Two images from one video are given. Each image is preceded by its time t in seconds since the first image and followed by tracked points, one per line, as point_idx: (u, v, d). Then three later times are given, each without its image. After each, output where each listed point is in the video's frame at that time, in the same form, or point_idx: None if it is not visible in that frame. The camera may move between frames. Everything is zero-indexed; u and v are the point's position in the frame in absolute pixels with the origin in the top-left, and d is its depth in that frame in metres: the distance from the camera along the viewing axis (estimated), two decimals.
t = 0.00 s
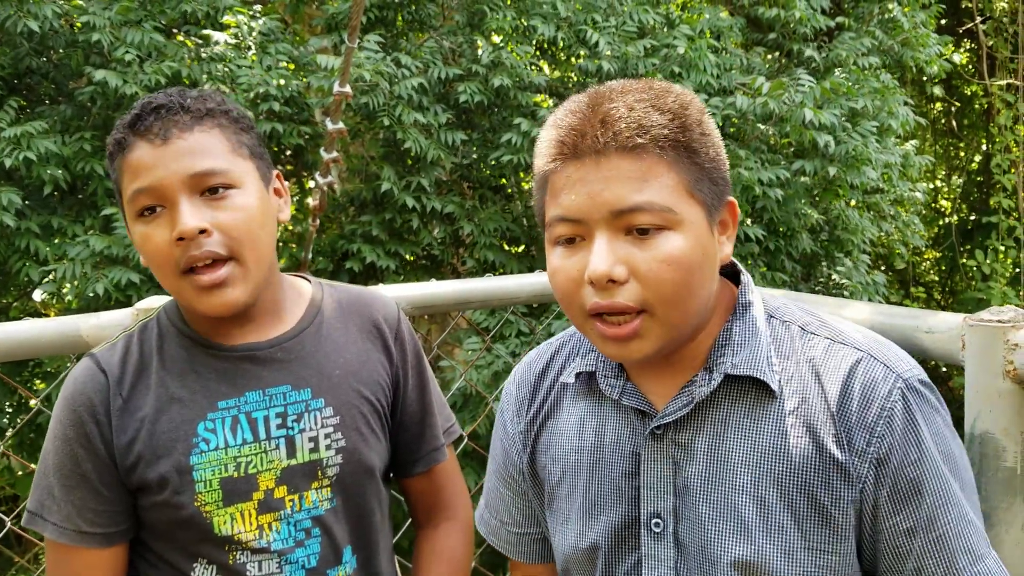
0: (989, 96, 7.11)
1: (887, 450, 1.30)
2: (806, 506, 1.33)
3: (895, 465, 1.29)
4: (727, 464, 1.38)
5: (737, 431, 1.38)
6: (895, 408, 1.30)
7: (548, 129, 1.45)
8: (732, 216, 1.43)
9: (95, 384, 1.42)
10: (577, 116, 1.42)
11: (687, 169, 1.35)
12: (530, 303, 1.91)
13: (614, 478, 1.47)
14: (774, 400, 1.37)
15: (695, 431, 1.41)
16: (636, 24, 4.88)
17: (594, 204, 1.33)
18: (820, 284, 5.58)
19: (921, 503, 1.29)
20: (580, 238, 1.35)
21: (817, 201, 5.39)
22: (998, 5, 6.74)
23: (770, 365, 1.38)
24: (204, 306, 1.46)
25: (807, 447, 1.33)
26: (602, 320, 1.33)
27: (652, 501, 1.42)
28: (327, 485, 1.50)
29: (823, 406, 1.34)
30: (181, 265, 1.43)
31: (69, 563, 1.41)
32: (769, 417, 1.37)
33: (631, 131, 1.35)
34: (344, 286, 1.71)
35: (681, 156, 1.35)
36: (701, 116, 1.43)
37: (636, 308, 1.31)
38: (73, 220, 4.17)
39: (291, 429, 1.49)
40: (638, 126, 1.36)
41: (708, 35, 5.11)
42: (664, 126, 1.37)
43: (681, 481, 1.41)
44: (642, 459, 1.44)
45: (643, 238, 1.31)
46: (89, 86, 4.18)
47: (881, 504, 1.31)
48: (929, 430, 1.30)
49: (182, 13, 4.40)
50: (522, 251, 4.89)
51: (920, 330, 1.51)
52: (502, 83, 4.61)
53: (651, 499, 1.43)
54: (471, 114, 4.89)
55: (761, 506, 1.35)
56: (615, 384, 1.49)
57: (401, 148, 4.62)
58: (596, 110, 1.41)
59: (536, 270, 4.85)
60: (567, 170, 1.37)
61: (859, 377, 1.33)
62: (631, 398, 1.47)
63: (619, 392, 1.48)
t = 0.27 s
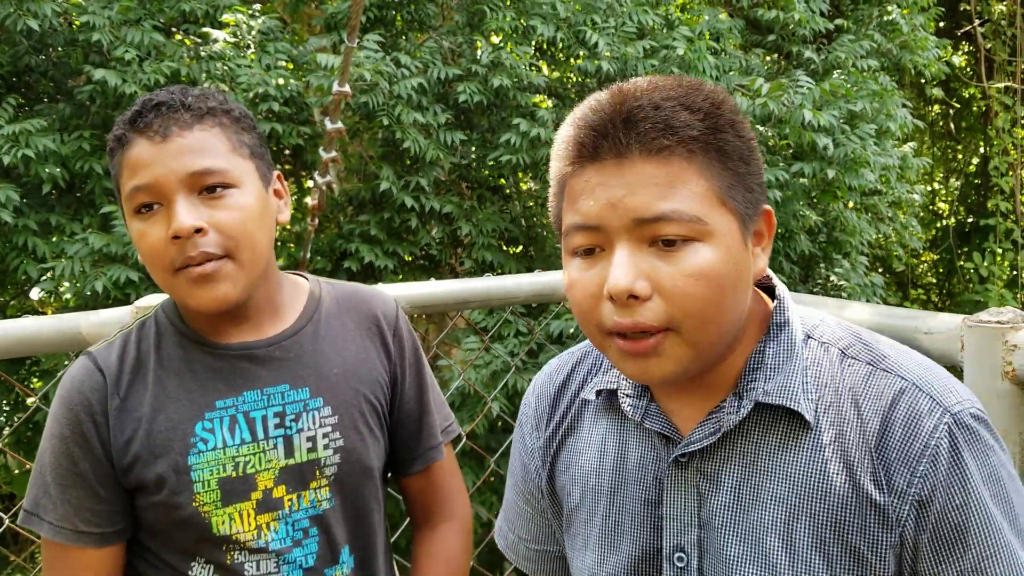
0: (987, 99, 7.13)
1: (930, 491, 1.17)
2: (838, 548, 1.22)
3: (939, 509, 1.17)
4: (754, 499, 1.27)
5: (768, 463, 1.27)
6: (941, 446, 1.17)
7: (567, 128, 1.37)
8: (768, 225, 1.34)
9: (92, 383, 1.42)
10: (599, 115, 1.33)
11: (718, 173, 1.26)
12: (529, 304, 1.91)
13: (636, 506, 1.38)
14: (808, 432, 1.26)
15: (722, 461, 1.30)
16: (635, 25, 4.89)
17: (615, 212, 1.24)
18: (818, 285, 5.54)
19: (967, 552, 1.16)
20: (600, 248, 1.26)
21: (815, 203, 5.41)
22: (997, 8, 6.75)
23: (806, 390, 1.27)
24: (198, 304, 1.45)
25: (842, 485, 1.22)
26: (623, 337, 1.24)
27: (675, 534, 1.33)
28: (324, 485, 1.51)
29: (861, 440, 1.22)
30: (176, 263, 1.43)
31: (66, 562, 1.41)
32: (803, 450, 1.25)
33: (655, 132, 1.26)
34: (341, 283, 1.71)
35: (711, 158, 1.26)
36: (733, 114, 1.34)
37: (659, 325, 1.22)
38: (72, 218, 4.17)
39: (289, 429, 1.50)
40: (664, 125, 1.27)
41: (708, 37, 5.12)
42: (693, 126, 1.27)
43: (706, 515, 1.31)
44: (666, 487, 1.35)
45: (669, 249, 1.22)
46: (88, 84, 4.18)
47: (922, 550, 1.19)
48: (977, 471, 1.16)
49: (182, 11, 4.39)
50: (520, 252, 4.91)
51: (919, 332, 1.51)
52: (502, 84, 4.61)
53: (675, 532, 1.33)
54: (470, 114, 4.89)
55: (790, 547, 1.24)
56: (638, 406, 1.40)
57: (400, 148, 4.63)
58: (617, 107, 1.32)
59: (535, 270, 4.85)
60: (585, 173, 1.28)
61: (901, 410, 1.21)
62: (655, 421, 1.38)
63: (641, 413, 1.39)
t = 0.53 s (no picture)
0: (985, 101, 7.14)
1: (945, 462, 1.15)
2: (850, 529, 1.22)
3: (959, 480, 1.15)
4: (765, 479, 1.28)
5: (777, 446, 1.28)
6: (957, 414, 1.15)
7: (568, 111, 1.37)
8: (786, 198, 1.30)
9: (87, 368, 1.42)
10: (596, 97, 1.33)
11: (720, 147, 1.24)
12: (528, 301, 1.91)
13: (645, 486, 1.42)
14: (817, 409, 1.26)
15: (729, 444, 1.32)
16: (634, 26, 4.90)
17: (610, 192, 1.24)
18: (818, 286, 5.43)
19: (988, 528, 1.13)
20: (602, 233, 1.26)
21: (814, 204, 5.41)
22: (995, 10, 6.77)
23: (816, 367, 1.27)
24: (191, 303, 1.45)
25: (852, 460, 1.22)
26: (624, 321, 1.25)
27: (683, 520, 1.35)
28: (320, 477, 1.51)
29: (871, 413, 1.22)
30: (170, 260, 1.43)
31: (60, 551, 1.41)
32: (811, 432, 1.26)
33: (649, 110, 1.25)
34: (341, 277, 1.71)
35: (711, 132, 1.25)
36: (741, 86, 1.32)
37: (663, 309, 1.22)
38: (70, 217, 4.17)
39: (285, 421, 1.50)
40: (659, 102, 1.26)
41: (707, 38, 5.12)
42: (693, 101, 1.26)
43: (715, 500, 1.32)
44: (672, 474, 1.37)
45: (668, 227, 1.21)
46: (87, 83, 4.18)
47: (943, 526, 1.17)
48: (1007, 440, 1.14)
49: (181, 11, 4.38)
50: (518, 253, 4.93)
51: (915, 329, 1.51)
52: (501, 84, 4.61)
53: (683, 517, 1.35)
54: (470, 114, 4.90)
55: (802, 524, 1.24)
56: (649, 386, 1.43)
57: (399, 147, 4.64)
58: (615, 88, 1.32)
59: (533, 270, 4.85)
60: (584, 156, 1.29)
61: (915, 379, 1.19)
62: (666, 401, 1.41)
63: (653, 393, 1.43)
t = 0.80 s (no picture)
0: (984, 101, 7.15)
1: (863, 521, 1.20)
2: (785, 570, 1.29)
3: (874, 543, 1.19)
4: (713, 517, 1.36)
5: (725, 486, 1.35)
6: (879, 477, 1.19)
7: (529, 139, 1.41)
8: (736, 239, 1.33)
9: (95, 366, 1.42)
10: (555, 130, 1.37)
11: (667, 189, 1.28)
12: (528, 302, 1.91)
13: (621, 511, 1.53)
14: (762, 454, 1.32)
15: (685, 478, 1.40)
16: (634, 24, 4.89)
17: (557, 228, 1.28)
18: (815, 286, 5.53)
19: None
20: (550, 263, 1.31)
21: (813, 204, 5.41)
22: (994, 10, 6.78)
23: (762, 413, 1.32)
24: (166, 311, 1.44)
25: (786, 507, 1.29)
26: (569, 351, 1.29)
27: (651, 546, 1.45)
28: (322, 480, 1.51)
29: (806, 465, 1.28)
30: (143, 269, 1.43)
31: (62, 546, 1.41)
32: (756, 476, 1.32)
33: (601, 149, 1.29)
34: (346, 280, 1.71)
35: (660, 173, 1.28)
36: (695, 128, 1.35)
37: (600, 344, 1.26)
38: (69, 216, 4.16)
39: (288, 422, 1.50)
40: (610, 141, 1.30)
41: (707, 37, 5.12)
42: (644, 142, 1.30)
43: (675, 531, 1.42)
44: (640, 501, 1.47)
45: (611, 266, 1.25)
46: (86, 81, 4.18)
47: None
48: (926, 509, 1.15)
49: (180, 10, 4.37)
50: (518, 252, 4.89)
51: (917, 331, 1.52)
52: (501, 82, 4.61)
53: (651, 543, 1.46)
54: (469, 113, 4.90)
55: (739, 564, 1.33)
56: (620, 417, 1.53)
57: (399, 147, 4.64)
58: (573, 123, 1.36)
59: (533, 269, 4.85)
60: (538, 189, 1.33)
61: (847, 435, 1.24)
62: (635, 432, 1.50)
63: (623, 423, 1.52)
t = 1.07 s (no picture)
0: (983, 102, 7.16)
1: (821, 496, 1.28)
2: (752, 538, 1.36)
3: (830, 514, 1.27)
4: (684, 486, 1.43)
5: (702, 458, 1.41)
6: (840, 459, 1.26)
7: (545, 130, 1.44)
8: (735, 234, 1.40)
9: (100, 366, 1.41)
10: (577, 125, 1.39)
11: (684, 189, 1.33)
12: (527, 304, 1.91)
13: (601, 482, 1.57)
14: (739, 431, 1.38)
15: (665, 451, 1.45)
16: (634, 25, 4.89)
17: (581, 221, 1.32)
18: (815, 287, 5.55)
19: (840, 553, 1.29)
20: (568, 252, 1.35)
21: (812, 205, 5.41)
22: (993, 12, 6.78)
23: (742, 394, 1.38)
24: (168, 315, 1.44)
25: (754, 482, 1.35)
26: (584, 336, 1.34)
27: (630, 513, 1.50)
28: (325, 481, 1.50)
29: (777, 442, 1.33)
30: (147, 272, 1.42)
31: (64, 543, 1.41)
32: (730, 451, 1.38)
33: (628, 146, 1.33)
34: (350, 281, 1.70)
35: (677, 173, 1.33)
36: (704, 130, 1.40)
37: (618, 331, 1.32)
38: (67, 215, 4.16)
39: (292, 424, 1.49)
40: (638, 138, 1.34)
41: (706, 37, 5.12)
42: (663, 141, 1.34)
43: (653, 499, 1.48)
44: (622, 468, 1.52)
45: (631, 259, 1.30)
46: (86, 81, 4.17)
47: (806, 546, 1.32)
48: (868, 485, 1.25)
49: (180, 10, 4.36)
50: (517, 253, 4.89)
51: (917, 333, 1.51)
52: (501, 82, 4.61)
53: (631, 510, 1.50)
54: (469, 114, 4.89)
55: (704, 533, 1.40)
56: (605, 393, 1.57)
57: (399, 147, 4.64)
58: (594, 118, 1.39)
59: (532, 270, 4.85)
60: (557, 181, 1.36)
61: (815, 417, 1.29)
62: (618, 407, 1.54)
63: (608, 399, 1.56)
